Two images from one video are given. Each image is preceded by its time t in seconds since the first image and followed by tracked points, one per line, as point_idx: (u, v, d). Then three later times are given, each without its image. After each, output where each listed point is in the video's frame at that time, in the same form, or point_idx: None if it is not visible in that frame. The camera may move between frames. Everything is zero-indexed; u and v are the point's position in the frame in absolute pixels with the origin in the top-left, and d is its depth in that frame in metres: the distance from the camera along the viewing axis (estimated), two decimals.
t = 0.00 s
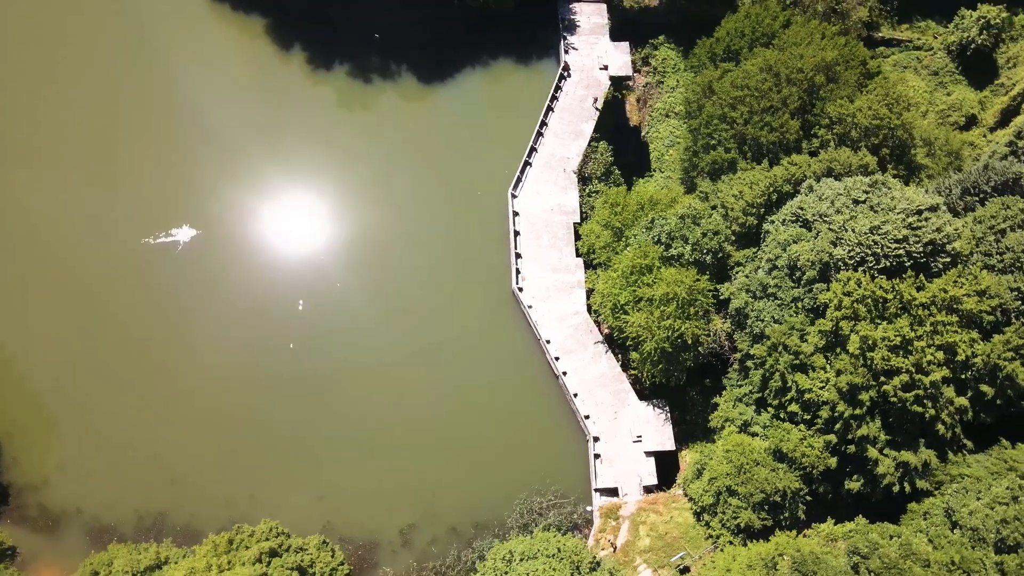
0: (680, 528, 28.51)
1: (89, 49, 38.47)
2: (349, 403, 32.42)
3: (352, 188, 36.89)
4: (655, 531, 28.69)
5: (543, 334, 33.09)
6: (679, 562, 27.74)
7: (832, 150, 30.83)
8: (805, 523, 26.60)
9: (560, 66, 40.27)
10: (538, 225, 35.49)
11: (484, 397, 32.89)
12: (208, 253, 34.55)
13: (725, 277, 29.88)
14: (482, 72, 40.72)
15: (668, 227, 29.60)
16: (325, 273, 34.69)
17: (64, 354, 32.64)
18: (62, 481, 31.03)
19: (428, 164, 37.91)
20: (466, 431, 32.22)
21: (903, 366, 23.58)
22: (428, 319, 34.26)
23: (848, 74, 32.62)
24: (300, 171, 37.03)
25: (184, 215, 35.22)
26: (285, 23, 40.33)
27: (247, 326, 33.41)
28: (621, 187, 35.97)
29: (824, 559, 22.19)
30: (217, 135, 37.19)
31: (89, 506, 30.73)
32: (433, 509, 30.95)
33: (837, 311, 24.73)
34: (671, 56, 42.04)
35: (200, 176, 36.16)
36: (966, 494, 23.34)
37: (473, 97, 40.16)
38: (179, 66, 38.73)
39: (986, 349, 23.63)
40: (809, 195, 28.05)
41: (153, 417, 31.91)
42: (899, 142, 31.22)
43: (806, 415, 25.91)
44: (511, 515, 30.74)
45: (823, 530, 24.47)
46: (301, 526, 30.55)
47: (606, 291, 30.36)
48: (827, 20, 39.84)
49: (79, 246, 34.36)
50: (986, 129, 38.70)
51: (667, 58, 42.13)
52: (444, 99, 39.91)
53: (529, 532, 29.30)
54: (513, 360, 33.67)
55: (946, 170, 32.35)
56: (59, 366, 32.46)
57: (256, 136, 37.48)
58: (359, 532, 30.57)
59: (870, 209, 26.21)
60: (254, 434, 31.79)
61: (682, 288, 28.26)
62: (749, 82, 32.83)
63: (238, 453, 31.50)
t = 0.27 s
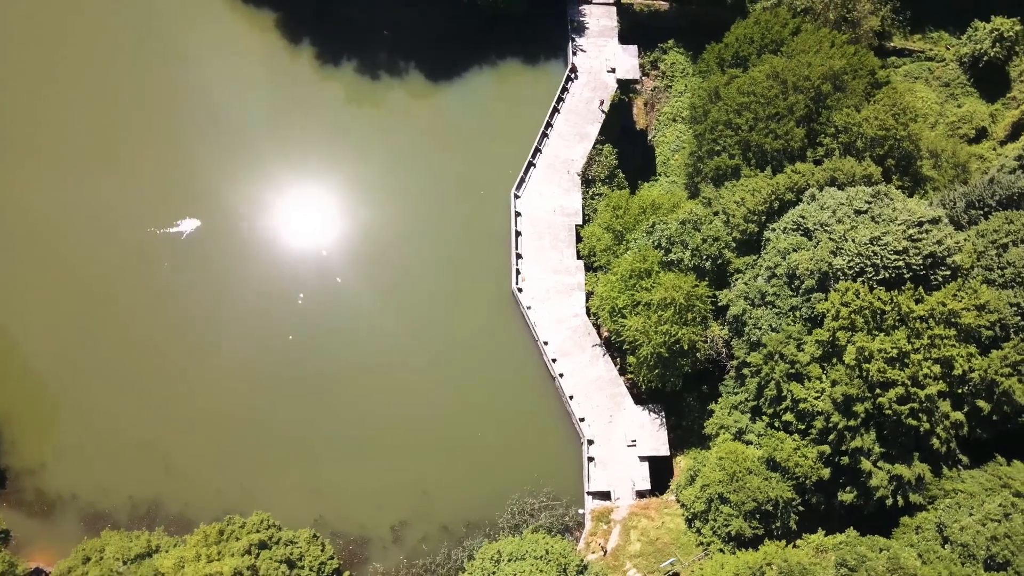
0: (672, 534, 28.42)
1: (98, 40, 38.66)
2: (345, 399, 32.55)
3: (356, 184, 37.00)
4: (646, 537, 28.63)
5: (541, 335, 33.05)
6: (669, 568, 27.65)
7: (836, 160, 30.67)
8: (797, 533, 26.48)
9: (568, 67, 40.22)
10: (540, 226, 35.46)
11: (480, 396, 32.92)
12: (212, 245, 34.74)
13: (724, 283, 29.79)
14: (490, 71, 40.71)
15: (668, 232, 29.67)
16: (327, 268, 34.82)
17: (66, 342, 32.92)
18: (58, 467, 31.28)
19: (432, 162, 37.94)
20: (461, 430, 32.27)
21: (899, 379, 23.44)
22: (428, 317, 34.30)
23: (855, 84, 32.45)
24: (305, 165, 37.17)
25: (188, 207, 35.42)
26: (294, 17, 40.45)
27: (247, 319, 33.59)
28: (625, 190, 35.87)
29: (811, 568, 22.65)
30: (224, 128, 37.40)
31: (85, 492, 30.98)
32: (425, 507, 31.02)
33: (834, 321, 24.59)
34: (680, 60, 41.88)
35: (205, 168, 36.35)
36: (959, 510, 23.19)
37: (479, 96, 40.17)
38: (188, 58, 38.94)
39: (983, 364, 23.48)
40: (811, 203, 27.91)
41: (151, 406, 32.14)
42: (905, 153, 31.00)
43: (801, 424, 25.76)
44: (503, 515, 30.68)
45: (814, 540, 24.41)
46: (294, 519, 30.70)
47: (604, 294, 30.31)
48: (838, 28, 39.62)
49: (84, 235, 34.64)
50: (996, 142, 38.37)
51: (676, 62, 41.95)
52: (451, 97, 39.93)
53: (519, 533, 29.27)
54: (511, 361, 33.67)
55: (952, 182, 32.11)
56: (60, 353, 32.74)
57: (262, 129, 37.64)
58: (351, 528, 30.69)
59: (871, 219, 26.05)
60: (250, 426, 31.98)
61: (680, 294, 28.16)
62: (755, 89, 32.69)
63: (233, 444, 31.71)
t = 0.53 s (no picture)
0: (663, 540, 28.31)
1: (109, 30, 38.94)
2: (342, 394, 32.66)
3: (360, 180, 37.09)
4: (637, 541, 28.56)
5: (539, 336, 33.04)
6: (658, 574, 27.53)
7: (841, 169, 30.49)
8: (788, 543, 26.34)
9: (575, 69, 40.20)
10: (542, 227, 35.45)
11: (476, 395, 32.95)
12: (216, 236, 34.92)
13: (724, 290, 29.67)
14: (497, 71, 40.74)
15: (668, 236, 29.50)
16: (329, 262, 34.93)
17: (67, 329, 33.19)
18: (55, 453, 31.53)
19: (437, 160, 37.99)
20: (456, 429, 32.31)
21: (894, 392, 23.30)
22: (427, 315, 34.34)
23: (863, 93, 32.25)
24: (310, 160, 37.31)
25: (193, 198, 35.62)
26: (304, 12, 40.57)
27: (247, 312, 33.75)
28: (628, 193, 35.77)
29: None
30: (231, 121, 37.61)
31: (80, 478, 31.24)
32: (417, 504, 31.10)
33: (831, 332, 24.46)
34: (689, 65, 41.78)
35: (211, 161, 36.53)
36: (950, 526, 23.04)
37: (486, 95, 40.19)
38: (198, 51, 39.15)
39: (980, 379, 23.28)
40: (813, 212, 27.76)
41: (148, 395, 32.35)
42: (911, 165, 30.79)
43: (795, 434, 25.60)
44: (495, 515, 30.68)
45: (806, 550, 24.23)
46: (287, 512, 30.84)
47: (603, 297, 30.27)
48: (848, 37, 39.38)
49: (89, 223, 34.90)
50: (1006, 156, 38.01)
51: (684, 67, 41.87)
52: (457, 96, 39.98)
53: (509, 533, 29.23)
54: (508, 361, 33.66)
55: (958, 195, 31.85)
56: (61, 340, 33.01)
57: (268, 123, 37.82)
58: (343, 523, 30.81)
59: (872, 230, 25.89)
60: (247, 418, 32.16)
61: (677, 299, 28.08)
62: (761, 96, 32.54)
63: (229, 435, 31.90)
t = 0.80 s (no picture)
0: (653, 545, 28.16)
1: (118, 21, 39.09)
2: (339, 389, 32.75)
3: (364, 177, 37.18)
4: (627, 546, 28.42)
5: (537, 337, 33.02)
6: None
7: (845, 179, 30.32)
8: (779, 552, 26.22)
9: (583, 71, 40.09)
10: (544, 228, 35.43)
11: (472, 395, 32.97)
12: (220, 229, 35.09)
13: (724, 297, 29.55)
14: (504, 71, 40.72)
15: (668, 241, 29.44)
16: (331, 258, 35.02)
17: (69, 316, 33.49)
18: (53, 438, 31.85)
19: (441, 158, 38.01)
20: (451, 428, 32.34)
21: (890, 405, 23.15)
22: (426, 312, 34.37)
23: (870, 103, 32.06)
24: (315, 155, 37.42)
25: (198, 190, 35.80)
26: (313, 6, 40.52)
27: (247, 305, 33.90)
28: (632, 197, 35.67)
29: None
30: (237, 114, 37.80)
31: (77, 464, 31.56)
32: (409, 502, 31.21)
33: (827, 342, 24.32)
34: (698, 70, 41.66)
35: (217, 153, 36.71)
36: (941, 541, 22.90)
37: (492, 95, 40.16)
38: (206, 44, 39.27)
39: (977, 394, 23.06)
40: (815, 221, 27.60)
41: (147, 384, 32.61)
42: (916, 176, 30.58)
43: (789, 443, 25.47)
44: (486, 515, 30.79)
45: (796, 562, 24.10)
46: (280, 506, 31.01)
47: (601, 301, 30.22)
48: (859, 47, 39.14)
49: (94, 212, 35.19)
50: (1015, 170, 37.68)
51: (693, 71, 41.75)
52: (464, 95, 39.98)
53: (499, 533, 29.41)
54: (506, 362, 33.65)
55: (963, 208, 31.63)
56: (63, 327, 33.32)
57: (274, 118, 37.95)
58: (336, 518, 30.96)
59: (872, 241, 25.70)
60: (244, 411, 32.36)
61: (675, 304, 27.96)
62: (767, 103, 32.36)
63: (225, 427, 32.13)
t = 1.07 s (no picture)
0: (644, 551, 28.10)
1: (131, 12, 39.41)
2: (335, 385, 32.87)
3: (368, 173, 37.26)
4: (618, 551, 28.34)
5: (535, 339, 33.01)
6: None
7: (848, 189, 30.16)
8: (769, 563, 26.06)
9: (590, 74, 40.03)
10: (545, 230, 35.42)
11: (468, 394, 33.00)
12: (223, 221, 35.27)
13: (723, 304, 29.45)
14: (512, 72, 40.71)
15: (668, 247, 29.43)
16: (332, 253, 35.08)
17: (73, 304, 33.87)
18: (51, 425, 32.23)
19: (445, 157, 38.04)
20: (446, 426, 32.39)
21: (883, 418, 23.03)
22: (425, 311, 34.38)
23: (877, 114, 31.86)
24: (320, 150, 37.53)
25: (203, 182, 35.98)
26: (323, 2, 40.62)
27: (248, 298, 34.06)
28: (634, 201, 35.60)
29: None
30: (244, 108, 37.96)
31: (74, 451, 31.90)
32: (402, 499, 31.28)
33: (823, 353, 24.20)
34: (706, 76, 41.57)
35: (222, 146, 36.91)
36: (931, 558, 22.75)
37: (499, 95, 40.16)
38: (217, 37, 39.50)
39: (973, 410, 22.87)
40: (816, 231, 27.47)
41: (145, 374, 32.90)
42: (920, 189, 30.42)
43: (782, 453, 25.35)
44: (477, 515, 30.89)
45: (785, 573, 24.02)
46: (273, 499, 31.17)
47: (599, 304, 30.19)
48: (869, 57, 38.89)
49: (100, 202, 35.56)
50: None
51: (701, 77, 41.65)
52: (470, 94, 39.99)
53: (490, 534, 29.45)
54: (503, 363, 33.64)
55: (968, 221, 31.37)
56: (66, 315, 33.71)
57: (281, 112, 38.10)
58: (328, 513, 31.09)
59: (872, 252, 25.53)
60: (240, 403, 32.53)
61: (672, 310, 27.89)
62: (772, 111, 32.29)
63: (221, 419, 32.33)
